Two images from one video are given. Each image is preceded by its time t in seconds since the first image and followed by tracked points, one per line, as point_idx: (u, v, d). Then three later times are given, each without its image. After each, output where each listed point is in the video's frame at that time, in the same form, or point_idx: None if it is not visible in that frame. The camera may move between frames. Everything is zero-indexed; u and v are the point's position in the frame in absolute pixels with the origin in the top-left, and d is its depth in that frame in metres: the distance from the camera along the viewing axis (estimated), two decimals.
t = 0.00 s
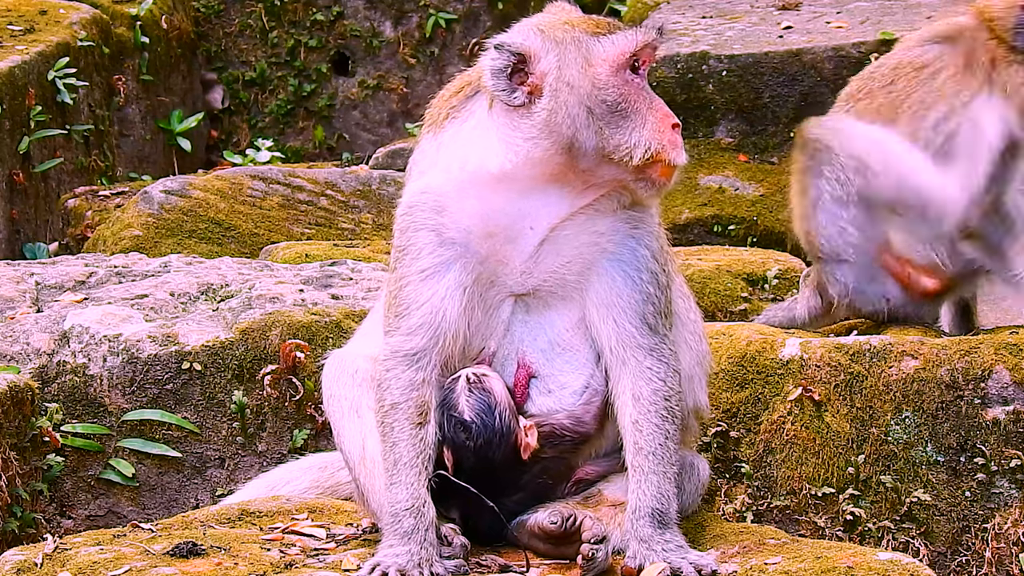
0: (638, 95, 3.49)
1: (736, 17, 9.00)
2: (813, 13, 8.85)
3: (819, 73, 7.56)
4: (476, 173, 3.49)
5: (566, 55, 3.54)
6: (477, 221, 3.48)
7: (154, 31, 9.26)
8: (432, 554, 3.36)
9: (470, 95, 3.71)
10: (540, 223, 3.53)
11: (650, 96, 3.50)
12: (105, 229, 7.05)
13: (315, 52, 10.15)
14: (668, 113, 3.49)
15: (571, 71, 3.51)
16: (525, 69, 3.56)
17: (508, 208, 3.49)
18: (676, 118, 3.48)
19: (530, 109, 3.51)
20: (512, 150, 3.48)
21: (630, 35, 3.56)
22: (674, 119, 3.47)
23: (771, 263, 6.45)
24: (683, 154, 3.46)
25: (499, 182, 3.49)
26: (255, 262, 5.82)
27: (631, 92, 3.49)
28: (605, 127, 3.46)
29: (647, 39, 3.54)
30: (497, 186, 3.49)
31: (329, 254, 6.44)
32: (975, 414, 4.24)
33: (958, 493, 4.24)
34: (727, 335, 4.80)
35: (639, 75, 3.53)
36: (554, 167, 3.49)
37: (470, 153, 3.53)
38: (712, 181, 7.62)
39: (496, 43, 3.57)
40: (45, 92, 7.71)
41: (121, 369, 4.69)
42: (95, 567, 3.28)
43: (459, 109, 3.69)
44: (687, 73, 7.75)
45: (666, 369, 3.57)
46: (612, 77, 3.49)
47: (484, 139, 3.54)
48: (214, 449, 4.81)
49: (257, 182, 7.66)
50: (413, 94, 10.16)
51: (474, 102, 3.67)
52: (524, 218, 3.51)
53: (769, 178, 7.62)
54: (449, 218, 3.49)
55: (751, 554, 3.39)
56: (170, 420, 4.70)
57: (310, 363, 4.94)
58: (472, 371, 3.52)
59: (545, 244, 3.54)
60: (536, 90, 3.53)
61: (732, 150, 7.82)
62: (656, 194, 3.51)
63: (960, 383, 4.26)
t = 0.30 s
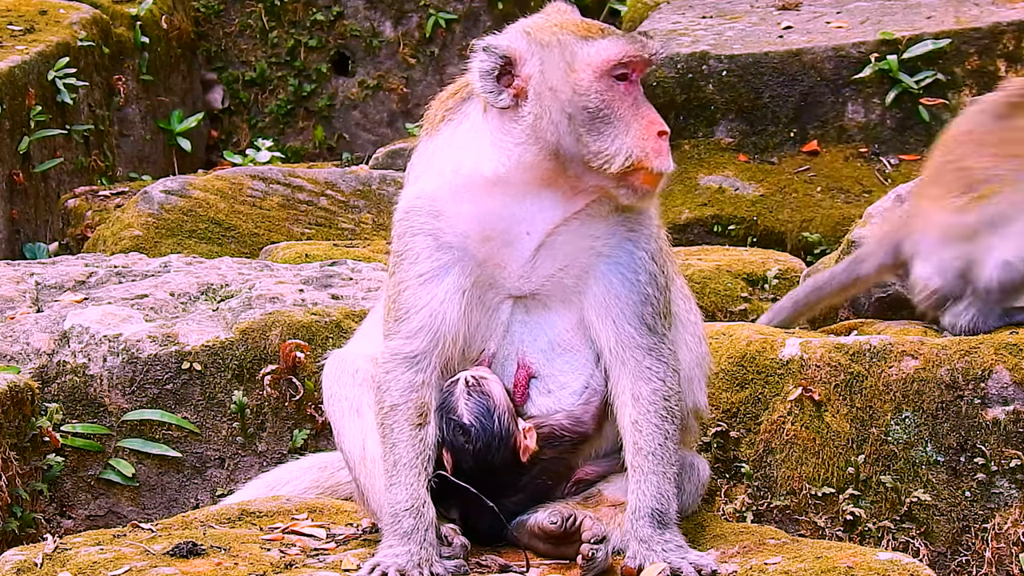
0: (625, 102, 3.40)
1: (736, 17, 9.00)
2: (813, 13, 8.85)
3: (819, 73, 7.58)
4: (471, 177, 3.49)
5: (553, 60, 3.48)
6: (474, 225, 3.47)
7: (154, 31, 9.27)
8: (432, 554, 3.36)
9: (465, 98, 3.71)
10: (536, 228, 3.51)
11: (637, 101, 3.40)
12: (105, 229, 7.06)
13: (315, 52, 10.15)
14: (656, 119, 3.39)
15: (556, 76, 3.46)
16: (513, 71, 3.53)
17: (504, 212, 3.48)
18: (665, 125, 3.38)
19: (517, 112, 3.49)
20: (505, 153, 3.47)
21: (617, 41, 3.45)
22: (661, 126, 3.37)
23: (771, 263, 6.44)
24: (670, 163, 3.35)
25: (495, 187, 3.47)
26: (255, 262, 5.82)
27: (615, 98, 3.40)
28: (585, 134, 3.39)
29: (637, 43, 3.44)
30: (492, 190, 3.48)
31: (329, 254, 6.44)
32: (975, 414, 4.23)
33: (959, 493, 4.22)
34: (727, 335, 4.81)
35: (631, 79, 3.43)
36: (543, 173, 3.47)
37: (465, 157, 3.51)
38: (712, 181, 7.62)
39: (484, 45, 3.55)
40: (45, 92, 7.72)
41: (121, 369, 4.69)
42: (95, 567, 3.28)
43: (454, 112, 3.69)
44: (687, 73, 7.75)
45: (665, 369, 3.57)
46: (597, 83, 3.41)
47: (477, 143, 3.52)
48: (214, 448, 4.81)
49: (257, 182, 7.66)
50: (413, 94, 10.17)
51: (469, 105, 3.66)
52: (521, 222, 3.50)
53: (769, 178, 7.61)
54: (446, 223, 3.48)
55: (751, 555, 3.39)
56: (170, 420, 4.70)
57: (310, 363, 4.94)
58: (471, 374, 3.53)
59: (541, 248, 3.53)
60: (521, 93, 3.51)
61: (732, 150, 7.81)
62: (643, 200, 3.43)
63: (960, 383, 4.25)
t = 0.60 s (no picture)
0: (597, 107, 3.42)
1: (736, 17, 9.00)
2: (813, 13, 8.85)
3: (819, 73, 7.58)
4: (465, 181, 3.48)
5: (531, 64, 3.52)
6: (469, 230, 3.47)
7: (154, 31, 9.27)
8: (431, 554, 3.36)
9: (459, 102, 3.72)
10: (532, 232, 3.50)
11: (612, 105, 3.42)
12: (105, 229, 7.06)
13: (315, 52, 10.16)
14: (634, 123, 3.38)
15: (532, 81, 3.49)
16: (492, 75, 3.57)
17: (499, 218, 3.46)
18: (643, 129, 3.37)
19: (495, 115, 3.53)
20: (494, 158, 3.47)
21: (591, 45, 3.47)
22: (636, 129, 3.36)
23: (771, 263, 6.44)
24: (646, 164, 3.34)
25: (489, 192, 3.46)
26: (255, 262, 5.82)
27: (585, 103, 3.43)
28: (556, 139, 3.43)
29: (614, 46, 3.45)
30: (486, 194, 3.46)
31: (329, 254, 6.44)
32: (975, 414, 4.22)
33: (959, 493, 4.22)
34: (727, 335, 4.81)
35: (613, 83, 3.44)
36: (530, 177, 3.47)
37: (457, 162, 3.51)
38: (712, 181, 7.62)
39: (464, 49, 3.61)
40: (45, 92, 7.72)
41: (121, 369, 4.69)
42: (95, 567, 3.28)
43: (448, 116, 3.70)
44: (687, 73, 7.76)
45: (665, 369, 3.57)
46: (567, 88, 3.44)
47: (468, 148, 3.53)
48: (214, 448, 4.80)
49: (257, 182, 7.66)
50: (413, 94, 10.17)
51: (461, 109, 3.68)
52: (516, 227, 3.48)
53: (769, 178, 7.59)
54: (442, 228, 3.48)
55: (751, 554, 3.39)
56: (170, 420, 4.70)
57: (310, 363, 4.95)
58: (471, 375, 3.52)
59: (536, 253, 3.51)
60: (499, 96, 3.54)
61: (732, 150, 7.81)
62: (619, 204, 3.42)
63: (960, 383, 4.24)
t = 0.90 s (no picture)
0: (558, 113, 3.29)
1: (736, 17, 9.00)
2: (813, 13, 8.85)
3: (819, 73, 7.58)
4: (460, 185, 3.47)
5: (495, 69, 3.41)
6: (465, 233, 3.46)
7: (154, 31, 9.27)
8: (431, 554, 3.36)
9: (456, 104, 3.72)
10: (528, 235, 3.48)
11: (574, 109, 3.29)
12: (105, 229, 7.06)
13: (315, 52, 10.16)
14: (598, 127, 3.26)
15: (494, 88, 3.39)
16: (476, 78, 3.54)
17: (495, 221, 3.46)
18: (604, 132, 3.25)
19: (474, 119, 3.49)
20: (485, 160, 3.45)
21: (551, 48, 3.33)
22: (599, 135, 3.24)
23: (771, 263, 6.44)
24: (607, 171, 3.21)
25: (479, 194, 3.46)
26: (255, 262, 5.82)
27: (541, 108, 3.31)
28: (515, 146, 3.34)
29: (578, 49, 3.31)
30: (482, 197, 3.45)
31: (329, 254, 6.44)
32: (975, 414, 4.22)
33: (959, 493, 4.22)
34: (727, 335, 4.81)
35: (579, 87, 3.30)
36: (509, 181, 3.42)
37: (452, 165, 3.50)
38: (712, 181, 7.62)
39: (450, 50, 3.62)
40: (45, 92, 7.72)
41: (121, 369, 4.69)
42: (95, 567, 3.28)
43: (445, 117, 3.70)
44: (687, 73, 7.75)
45: (664, 368, 3.57)
46: (525, 93, 3.33)
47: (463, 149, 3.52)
48: (214, 448, 4.81)
49: (257, 182, 7.66)
50: (413, 94, 10.16)
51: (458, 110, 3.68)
52: (512, 230, 3.47)
53: (769, 178, 7.58)
54: (441, 232, 3.47)
55: (751, 555, 3.39)
56: (170, 420, 4.70)
57: (310, 363, 4.95)
58: (471, 376, 3.51)
59: (534, 255, 3.50)
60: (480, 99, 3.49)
61: (732, 150, 7.80)
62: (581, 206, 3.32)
63: (960, 383, 4.23)
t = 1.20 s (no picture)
0: (466, 121, 3.17)
1: (736, 17, 9.00)
2: (813, 13, 8.85)
3: (819, 73, 7.58)
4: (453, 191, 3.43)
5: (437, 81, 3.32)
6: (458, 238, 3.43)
7: (154, 31, 9.27)
8: (432, 554, 3.37)
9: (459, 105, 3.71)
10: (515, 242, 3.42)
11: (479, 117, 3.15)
12: (105, 229, 7.06)
13: (315, 52, 10.16)
14: (501, 136, 3.13)
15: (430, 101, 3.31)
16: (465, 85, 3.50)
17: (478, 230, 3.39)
18: (495, 143, 3.11)
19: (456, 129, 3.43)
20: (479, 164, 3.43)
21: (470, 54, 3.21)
22: (498, 143, 3.11)
23: (771, 263, 6.44)
24: (499, 181, 3.09)
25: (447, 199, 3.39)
26: (255, 262, 5.82)
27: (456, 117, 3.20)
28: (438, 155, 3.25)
29: (501, 59, 3.19)
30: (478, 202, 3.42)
31: (329, 254, 6.44)
32: (975, 414, 4.21)
33: (958, 493, 4.22)
34: (726, 335, 4.81)
35: (500, 97, 3.17)
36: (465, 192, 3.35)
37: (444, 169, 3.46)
38: (712, 181, 7.61)
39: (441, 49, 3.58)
40: (45, 92, 7.72)
41: (121, 369, 4.69)
42: (95, 567, 3.28)
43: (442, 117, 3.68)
44: (687, 73, 7.75)
45: (665, 370, 3.54)
46: (445, 102, 3.23)
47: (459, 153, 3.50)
48: (214, 448, 4.80)
49: (257, 182, 7.66)
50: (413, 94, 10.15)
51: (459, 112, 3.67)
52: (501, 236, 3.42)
53: (769, 178, 7.58)
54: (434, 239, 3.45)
55: (751, 554, 3.39)
56: (170, 420, 4.70)
57: (310, 363, 4.95)
58: (467, 378, 3.47)
59: (528, 263, 3.44)
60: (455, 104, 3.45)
61: (732, 150, 7.80)
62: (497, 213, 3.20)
63: (960, 383, 4.23)
